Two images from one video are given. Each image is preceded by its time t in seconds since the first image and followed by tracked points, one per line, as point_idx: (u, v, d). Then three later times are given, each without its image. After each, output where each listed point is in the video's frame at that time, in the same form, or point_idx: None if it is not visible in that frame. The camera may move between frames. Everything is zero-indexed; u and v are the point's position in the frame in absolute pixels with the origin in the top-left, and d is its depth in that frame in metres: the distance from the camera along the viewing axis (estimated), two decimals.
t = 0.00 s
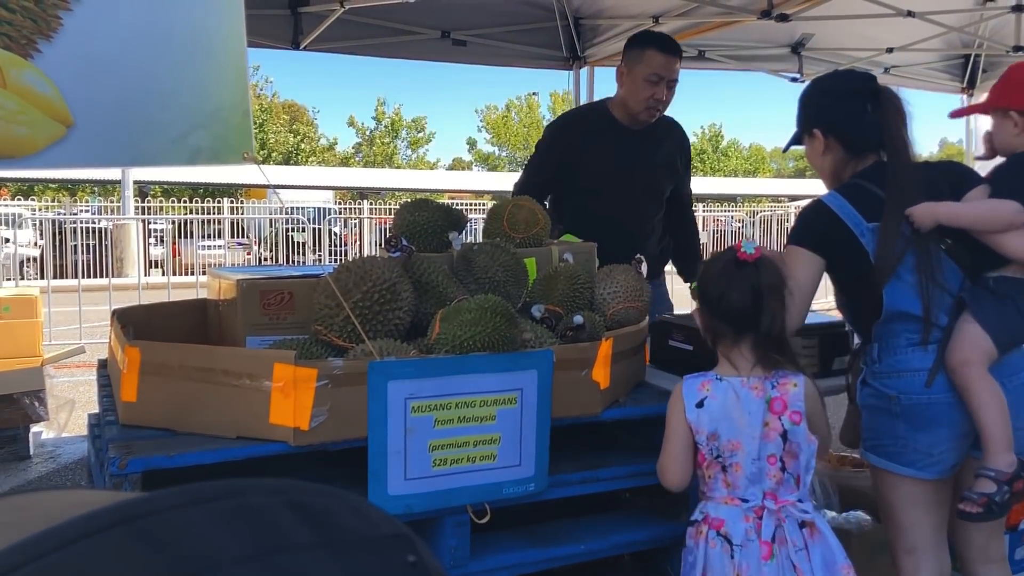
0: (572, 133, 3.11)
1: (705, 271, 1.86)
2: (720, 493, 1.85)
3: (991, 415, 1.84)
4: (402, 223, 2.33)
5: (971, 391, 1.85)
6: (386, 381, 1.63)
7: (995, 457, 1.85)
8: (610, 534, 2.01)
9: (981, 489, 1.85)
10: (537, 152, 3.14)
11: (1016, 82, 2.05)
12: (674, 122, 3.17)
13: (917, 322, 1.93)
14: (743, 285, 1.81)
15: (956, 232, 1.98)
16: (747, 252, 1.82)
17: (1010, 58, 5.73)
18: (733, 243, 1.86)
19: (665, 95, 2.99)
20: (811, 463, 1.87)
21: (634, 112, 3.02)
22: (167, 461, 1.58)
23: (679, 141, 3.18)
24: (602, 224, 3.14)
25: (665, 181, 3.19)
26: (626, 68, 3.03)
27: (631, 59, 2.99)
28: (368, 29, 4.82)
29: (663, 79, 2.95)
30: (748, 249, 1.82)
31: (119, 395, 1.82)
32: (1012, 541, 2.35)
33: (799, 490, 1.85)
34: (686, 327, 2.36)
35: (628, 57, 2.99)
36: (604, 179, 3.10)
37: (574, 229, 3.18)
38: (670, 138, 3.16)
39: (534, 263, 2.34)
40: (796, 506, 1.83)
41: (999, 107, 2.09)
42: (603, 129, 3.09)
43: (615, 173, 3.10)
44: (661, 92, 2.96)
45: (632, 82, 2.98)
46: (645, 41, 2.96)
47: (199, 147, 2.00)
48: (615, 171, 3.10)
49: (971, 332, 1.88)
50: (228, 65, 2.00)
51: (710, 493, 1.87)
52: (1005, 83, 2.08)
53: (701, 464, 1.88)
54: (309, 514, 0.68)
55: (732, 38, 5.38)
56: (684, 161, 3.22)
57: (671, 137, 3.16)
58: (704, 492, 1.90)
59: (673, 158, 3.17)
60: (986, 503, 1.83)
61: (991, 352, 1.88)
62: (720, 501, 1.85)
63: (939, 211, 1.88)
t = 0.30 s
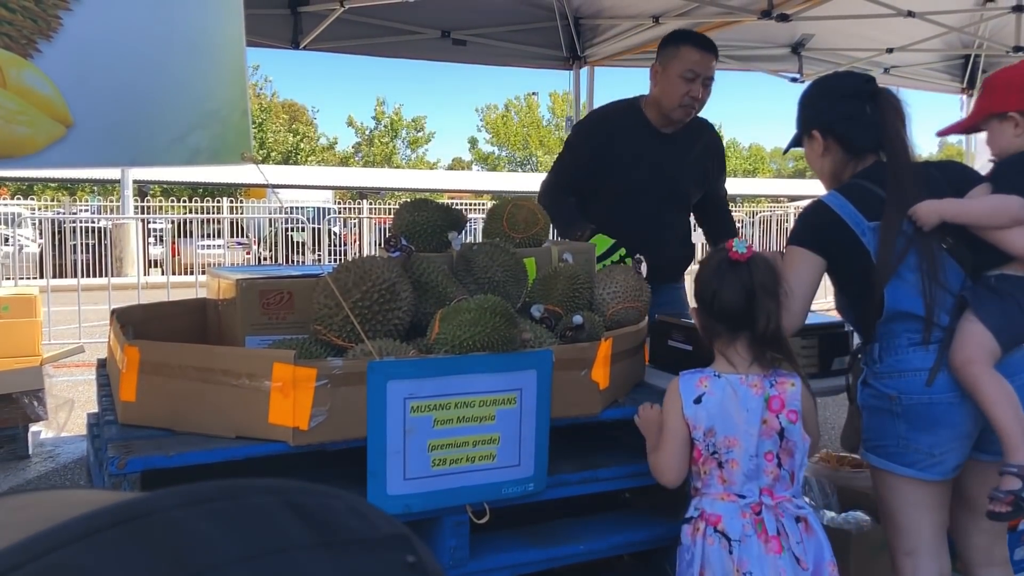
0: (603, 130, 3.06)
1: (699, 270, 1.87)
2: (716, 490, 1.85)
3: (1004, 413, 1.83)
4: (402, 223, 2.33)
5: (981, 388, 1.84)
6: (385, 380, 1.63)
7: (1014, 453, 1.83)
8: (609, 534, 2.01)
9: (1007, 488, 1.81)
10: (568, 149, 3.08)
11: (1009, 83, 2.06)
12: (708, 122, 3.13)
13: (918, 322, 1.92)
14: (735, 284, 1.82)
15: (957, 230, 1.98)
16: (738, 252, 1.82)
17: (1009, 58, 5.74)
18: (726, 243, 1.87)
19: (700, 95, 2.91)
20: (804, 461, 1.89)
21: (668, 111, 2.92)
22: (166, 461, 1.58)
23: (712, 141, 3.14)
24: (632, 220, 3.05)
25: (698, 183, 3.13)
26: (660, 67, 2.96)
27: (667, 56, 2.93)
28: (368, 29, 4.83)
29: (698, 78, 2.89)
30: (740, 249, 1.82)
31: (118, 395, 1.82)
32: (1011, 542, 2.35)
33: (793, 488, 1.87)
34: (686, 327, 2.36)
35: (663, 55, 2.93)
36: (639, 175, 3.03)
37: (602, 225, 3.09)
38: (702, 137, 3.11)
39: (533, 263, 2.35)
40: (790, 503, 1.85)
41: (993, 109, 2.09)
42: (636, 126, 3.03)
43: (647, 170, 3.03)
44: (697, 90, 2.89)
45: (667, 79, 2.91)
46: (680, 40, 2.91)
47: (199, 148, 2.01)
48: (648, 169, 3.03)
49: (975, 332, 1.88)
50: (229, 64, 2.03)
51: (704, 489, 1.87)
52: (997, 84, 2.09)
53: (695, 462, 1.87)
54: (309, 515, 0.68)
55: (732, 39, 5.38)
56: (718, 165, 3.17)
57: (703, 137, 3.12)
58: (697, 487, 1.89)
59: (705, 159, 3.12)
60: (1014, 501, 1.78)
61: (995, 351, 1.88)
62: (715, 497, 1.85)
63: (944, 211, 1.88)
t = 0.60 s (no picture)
0: (620, 131, 3.04)
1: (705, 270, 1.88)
2: (717, 486, 1.85)
3: (1005, 413, 1.83)
4: (402, 223, 2.32)
5: (982, 389, 1.84)
6: (385, 379, 1.63)
7: (1014, 453, 1.83)
8: (609, 534, 2.02)
9: (1004, 488, 1.81)
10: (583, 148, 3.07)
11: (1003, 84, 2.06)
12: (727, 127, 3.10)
13: (919, 323, 1.92)
14: (741, 283, 1.82)
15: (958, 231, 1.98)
16: (745, 251, 1.83)
17: (1009, 59, 5.74)
18: (732, 242, 1.87)
19: (712, 118, 2.88)
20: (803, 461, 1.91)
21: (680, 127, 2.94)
22: (165, 460, 1.58)
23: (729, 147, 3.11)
24: (643, 227, 3.05)
25: (712, 193, 3.12)
26: (680, 78, 2.89)
27: (688, 72, 2.85)
28: (368, 28, 4.83)
29: (714, 103, 2.83)
30: (746, 248, 1.83)
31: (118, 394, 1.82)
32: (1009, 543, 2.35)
33: (792, 487, 1.88)
34: (686, 327, 2.36)
35: (685, 69, 2.85)
36: (653, 182, 3.01)
37: (611, 231, 3.10)
38: (720, 142, 3.09)
39: (532, 262, 2.35)
40: (790, 502, 1.85)
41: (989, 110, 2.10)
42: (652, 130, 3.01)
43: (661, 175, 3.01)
44: (710, 115, 2.85)
45: (684, 97, 2.86)
46: (704, 55, 2.81)
47: (200, 147, 1.98)
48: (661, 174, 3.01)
49: (977, 333, 1.88)
50: (230, 63, 2.00)
51: (706, 486, 1.87)
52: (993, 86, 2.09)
53: (698, 459, 1.87)
54: (309, 514, 0.68)
55: (732, 39, 5.38)
56: (736, 175, 3.16)
57: (722, 142, 3.09)
58: (698, 483, 1.89)
59: (721, 165, 3.10)
60: (1012, 501, 1.79)
61: (996, 350, 1.88)
62: (717, 493, 1.85)
63: (942, 212, 1.89)
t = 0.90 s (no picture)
0: (626, 133, 3.05)
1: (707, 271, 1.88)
2: (720, 485, 1.85)
3: (1001, 416, 1.82)
4: (402, 222, 2.32)
5: (980, 394, 1.84)
6: (385, 379, 1.63)
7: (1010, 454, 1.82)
8: (608, 534, 2.02)
9: (1004, 484, 1.79)
10: (588, 149, 3.07)
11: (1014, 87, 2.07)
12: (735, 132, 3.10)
13: (918, 325, 1.93)
14: (742, 285, 1.82)
15: (959, 235, 1.98)
16: (746, 253, 1.83)
17: (1009, 61, 5.74)
18: (734, 242, 1.87)
19: (720, 127, 2.87)
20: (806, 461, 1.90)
21: (687, 134, 2.93)
22: (165, 459, 1.58)
23: (736, 150, 3.10)
24: (647, 231, 3.05)
25: (718, 200, 3.12)
26: (688, 85, 2.86)
27: (696, 82, 2.82)
28: (368, 28, 4.83)
29: (722, 113, 2.82)
30: (747, 250, 1.83)
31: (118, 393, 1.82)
32: (1007, 545, 2.35)
33: (794, 486, 1.88)
34: (685, 328, 2.36)
35: (692, 78, 2.83)
36: (657, 186, 3.01)
37: (615, 235, 3.09)
38: (727, 147, 3.08)
39: (532, 262, 2.35)
40: (792, 501, 1.85)
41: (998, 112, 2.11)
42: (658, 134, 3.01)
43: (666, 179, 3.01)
44: (717, 124, 2.84)
45: (691, 105, 2.85)
46: (713, 65, 2.79)
47: (199, 146, 1.97)
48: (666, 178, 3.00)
49: (975, 338, 1.88)
50: (230, 63, 1.99)
51: (707, 485, 1.87)
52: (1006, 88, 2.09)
53: (700, 457, 1.88)
54: (311, 513, 0.68)
55: (733, 39, 5.38)
56: (744, 184, 3.15)
57: (728, 146, 3.09)
58: (701, 481, 1.89)
59: (728, 170, 3.09)
60: (1012, 494, 1.76)
61: (993, 355, 1.88)
62: (718, 492, 1.85)
63: (945, 205, 1.87)
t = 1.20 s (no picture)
0: (627, 129, 3.06)
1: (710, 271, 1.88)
2: (724, 485, 1.85)
3: (1000, 419, 1.82)
4: (402, 223, 2.32)
5: (981, 397, 1.84)
6: (385, 380, 1.63)
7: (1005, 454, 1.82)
8: (609, 534, 2.02)
9: (995, 480, 1.79)
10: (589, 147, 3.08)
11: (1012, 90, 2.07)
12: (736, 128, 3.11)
13: (920, 326, 1.93)
14: (744, 285, 1.82)
15: (966, 238, 1.97)
16: (748, 253, 1.83)
17: (1009, 61, 5.74)
18: (736, 243, 1.87)
19: (721, 110, 2.87)
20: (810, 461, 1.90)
21: (688, 123, 2.92)
22: (165, 459, 1.57)
23: (738, 147, 3.11)
24: (649, 228, 3.05)
25: (722, 199, 3.12)
26: (683, 77, 2.93)
27: (691, 69, 2.89)
28: (368, 28, 4.82)
29: (721, 93, 2.85)
30: (749, 251, 1.83)
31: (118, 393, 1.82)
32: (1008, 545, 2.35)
33: (799, 487, 1.88)
34: (686, 328, 2.36)
35: (686, 66, 2.90)
36: (659, 182, 3.00)
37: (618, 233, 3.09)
38: (728, 145, 3.09)
39: (532, 262, 2.35)
40: (797, 502, 1.85)
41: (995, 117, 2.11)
42: (659, 131, 3.02)
43: (668, 175, 3.01)
44: (717, 106, 2.85)
45: (689, 91, 2.88)
46: (705, 51, 2.88)
47: (203, 144, 1.98)
48: (668, 175, 3.00)
49: (978, 340, 1.88)
50: (233, 58, 2.01)
51: (712, 485, 1.87)
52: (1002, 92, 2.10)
53: (705, 457, 1.88)
54: (311, 513, 0.68)
55: (733, 39, 5.38)
56: (749, 182, 3.16)
57: (729, 143, 3.09)
58: (706, 481, 1.90)
59: (731, 167, 3.09)
60: (1003, 487, 1.75)
61: (995, 357, 1.88)
62: (723, 493, 1.85)
63: (957, 215, 1.87)
